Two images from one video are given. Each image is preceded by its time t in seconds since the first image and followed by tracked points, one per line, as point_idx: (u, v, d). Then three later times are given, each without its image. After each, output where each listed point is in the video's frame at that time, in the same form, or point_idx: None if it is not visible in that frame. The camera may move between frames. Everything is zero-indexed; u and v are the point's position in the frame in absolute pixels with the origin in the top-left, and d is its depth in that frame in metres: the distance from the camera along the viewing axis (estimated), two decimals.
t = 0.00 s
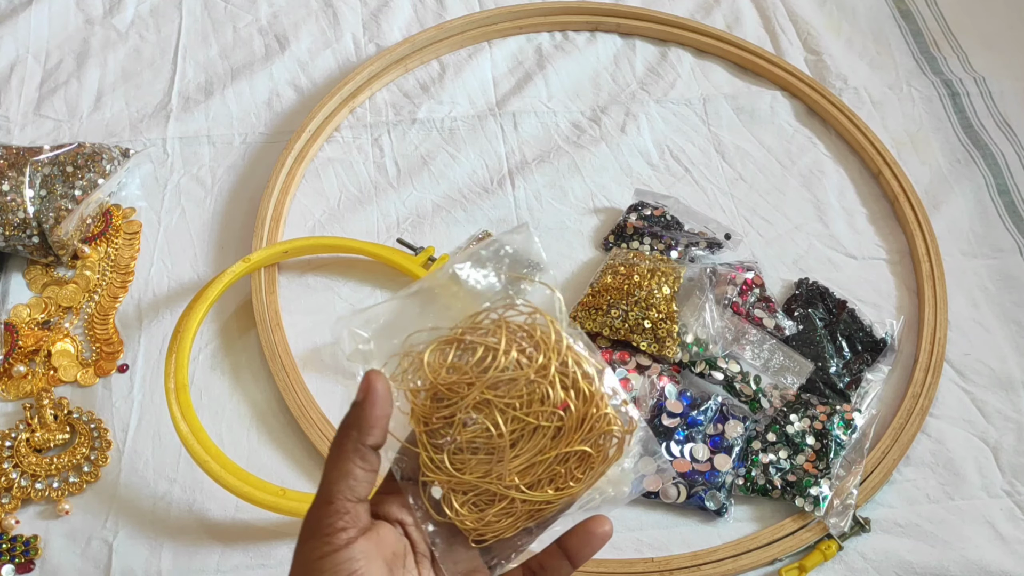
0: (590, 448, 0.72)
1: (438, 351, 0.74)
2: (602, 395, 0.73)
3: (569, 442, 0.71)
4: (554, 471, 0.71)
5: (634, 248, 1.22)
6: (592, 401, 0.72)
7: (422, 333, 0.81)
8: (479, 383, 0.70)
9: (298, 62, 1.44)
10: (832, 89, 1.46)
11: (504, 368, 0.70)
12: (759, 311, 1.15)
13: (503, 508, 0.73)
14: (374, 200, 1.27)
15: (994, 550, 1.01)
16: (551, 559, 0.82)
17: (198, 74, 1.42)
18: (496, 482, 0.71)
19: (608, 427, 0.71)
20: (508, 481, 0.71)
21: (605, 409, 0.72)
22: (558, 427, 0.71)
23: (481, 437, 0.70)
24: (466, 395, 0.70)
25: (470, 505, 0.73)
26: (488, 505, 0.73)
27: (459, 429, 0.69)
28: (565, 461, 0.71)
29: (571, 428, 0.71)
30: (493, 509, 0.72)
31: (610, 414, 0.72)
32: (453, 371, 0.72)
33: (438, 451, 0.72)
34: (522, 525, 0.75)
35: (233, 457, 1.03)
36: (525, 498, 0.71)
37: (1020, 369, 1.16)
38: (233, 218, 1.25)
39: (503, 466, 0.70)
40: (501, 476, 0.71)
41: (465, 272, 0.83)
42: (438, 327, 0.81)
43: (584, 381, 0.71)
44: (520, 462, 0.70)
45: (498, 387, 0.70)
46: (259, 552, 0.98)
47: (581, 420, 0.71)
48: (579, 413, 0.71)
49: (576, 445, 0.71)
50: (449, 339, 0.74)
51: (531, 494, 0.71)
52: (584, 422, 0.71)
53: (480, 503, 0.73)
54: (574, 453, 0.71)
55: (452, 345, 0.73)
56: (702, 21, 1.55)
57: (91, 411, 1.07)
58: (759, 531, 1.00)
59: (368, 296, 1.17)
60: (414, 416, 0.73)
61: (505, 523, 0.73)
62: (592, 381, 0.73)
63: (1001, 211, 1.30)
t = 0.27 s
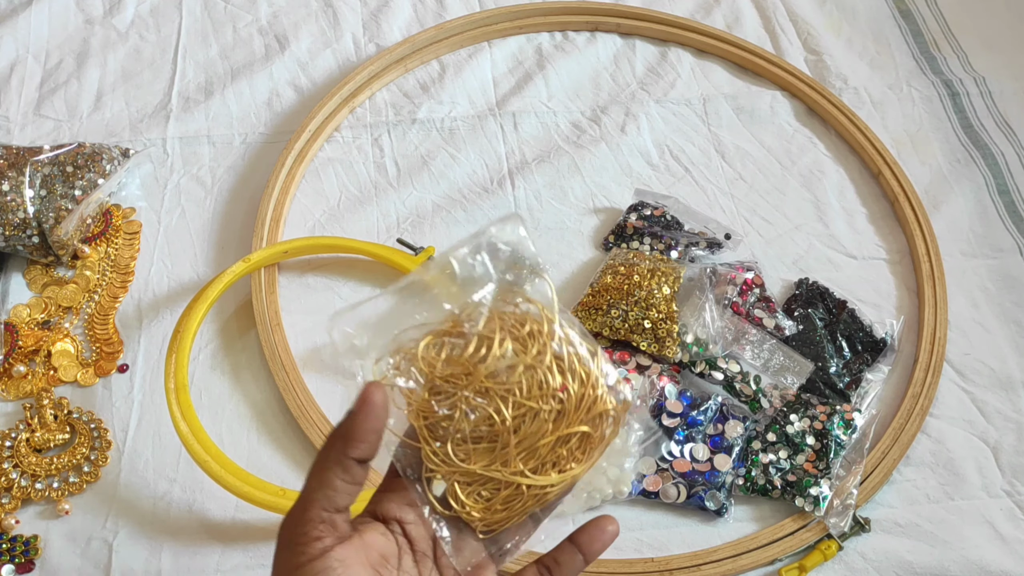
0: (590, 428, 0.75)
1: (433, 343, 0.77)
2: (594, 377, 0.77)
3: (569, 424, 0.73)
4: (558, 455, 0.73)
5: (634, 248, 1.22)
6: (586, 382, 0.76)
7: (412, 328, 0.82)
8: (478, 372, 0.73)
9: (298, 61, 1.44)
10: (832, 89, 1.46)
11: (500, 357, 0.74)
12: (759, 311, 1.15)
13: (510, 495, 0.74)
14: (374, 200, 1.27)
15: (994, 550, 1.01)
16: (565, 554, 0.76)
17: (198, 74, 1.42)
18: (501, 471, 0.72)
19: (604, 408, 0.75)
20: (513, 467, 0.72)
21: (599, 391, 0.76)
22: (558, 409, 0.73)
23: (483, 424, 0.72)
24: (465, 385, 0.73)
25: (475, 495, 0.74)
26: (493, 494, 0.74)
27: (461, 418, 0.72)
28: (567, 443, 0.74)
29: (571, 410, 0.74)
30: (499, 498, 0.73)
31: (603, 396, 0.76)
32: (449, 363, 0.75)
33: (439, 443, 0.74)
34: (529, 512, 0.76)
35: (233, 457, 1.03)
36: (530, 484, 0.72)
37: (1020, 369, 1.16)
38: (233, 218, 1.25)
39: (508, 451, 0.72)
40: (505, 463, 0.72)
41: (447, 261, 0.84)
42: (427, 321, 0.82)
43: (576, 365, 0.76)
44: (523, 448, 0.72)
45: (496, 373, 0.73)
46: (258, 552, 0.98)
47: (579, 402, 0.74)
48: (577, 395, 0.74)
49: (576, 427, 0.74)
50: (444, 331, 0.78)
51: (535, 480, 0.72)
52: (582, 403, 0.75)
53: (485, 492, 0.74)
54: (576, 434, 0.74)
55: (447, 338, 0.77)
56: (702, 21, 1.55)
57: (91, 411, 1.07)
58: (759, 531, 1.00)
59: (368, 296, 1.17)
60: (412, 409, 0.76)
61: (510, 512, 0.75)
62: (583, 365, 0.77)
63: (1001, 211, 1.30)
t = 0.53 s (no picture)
0: (592, 399, 0.75)
1: (423, 325, 0.78)
2: (590, 347, 0.77)
3: (570, 399, 0.74)
4: (562, 432, 0.73)
5: (634, 248, 1.22)
6: (584, 353, 0.76)
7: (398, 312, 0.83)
8: (467, 349, 0.73)
9: (298, 61, 1.44)
10: (832, 89, 1.46)
11: (491, 332, 0.74)
12: (759, 311, 1.15)
13: (516, 476, 0.74)
14: (374, 200, 1.27)
15: (993, 550, 1.01)
16: (566, 545, 0.76)
17: (198, 74, 1.42)
18: (504, 450, 0.72)
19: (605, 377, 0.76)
20: (516, 446, 0.72)
21: (598, 360, 0.77)
22: (558, 382, 0.73)
23: (479, 403, 0.72)
24: (456, 363, 0.73)
25: (479, 478, 0.74)
26: (497, 477, 0.74)
27: (455, 399, 0.72)
28: (570, 418, 0.74)
29: (572, 382, 0.74)
30: (504, 480, 0.74)
31: (603, 365, 0.77)
32: (439, 344, 0.75)
33: (437, 428, 0.74)
34: (538, 494, 0.75)
35: (233, 457, 1.03)
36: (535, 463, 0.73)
37: (1020, 369, 1.16)
38: (233, 217, 1.25)
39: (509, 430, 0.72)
40: (507, 442, 0.73)
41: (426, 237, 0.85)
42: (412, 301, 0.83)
43: (570, 333, 0.76)
44: (523, 425, 0.72)
45: (488, 351, 0.73)
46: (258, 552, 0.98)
47: (580, 373, 0.75)
48: (575, 367, 0.74)
49: (578, 399, 0.74)
50: (436, 311, 0.78)
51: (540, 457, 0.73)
52: (582, 374, 0.75)
53: (489, 475, 0.74)
54: (579, 407, 0.74)
55: (438, 318, 0.77)
56: (703, 21, 1.54)
57: (91, 411, 1.07)
58: (760, 531, 1.00)
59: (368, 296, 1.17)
60: (406, 396, 0.76)
61: (517, 494, 0.75)
62: (576, 332, 0.78)
63: (1001, 211, 1.30)
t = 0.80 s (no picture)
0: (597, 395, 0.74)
1: (427, 319, 0.77)
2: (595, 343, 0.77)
3: (575, 393, 0.73)
4: (567, 427, 0.73)
5: (634, 248, 1.23)
6: (589, 348, 0.76)
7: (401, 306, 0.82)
8: (472, 340, 0.73)
9: (298, 62, 1.44)
10: (832, 89, 1.46)
11: (495, 324, 0.74)
12: (759, 311, 1.15)
13: (519, 472, 0.73)
14: (374, 200, 1.27)
15: (993, 550, 1.01)
16: (568, 547, 0.77)
17: (198, 74, 1.42)
18: (507, 445, 0.72)
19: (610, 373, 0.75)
20: (520, 441, 0.72)
21: (602, 356, 0.76)
22: (563, 377, 0.73)
23: (483, 395, 0.72)
24: (460, 356, 0.73)
25: (481, 474, 0.73)
26: (500, 473, 0.73)
27: (458, 391, 0.71)
28: (575, 413, 0.73)
29: (577, 376, 0.73)
30: (507, 476, 0.73)
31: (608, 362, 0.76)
32: (443, 336, 0.75)
33: (440, 422, 0.73)
34: (541, 491, 0.74)
35: (233, 457, 1.03)
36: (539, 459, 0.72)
37: (1020, 369, 1.16)
38: (233, 218, 1.25)
39: (513, 424, 0.71)
40: (510, 437, 0.72)
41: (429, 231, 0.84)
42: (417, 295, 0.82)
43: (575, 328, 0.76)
44: (527, 420, 0.72)
45: (492, 343, 0.73)
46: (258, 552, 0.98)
47: (585, 368, 0.74)
48: (580, 362, 0.74)
49: (583, 394, 0.73)
50: (440, 305, 0.78)
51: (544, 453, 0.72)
52: (587, 369, 0.74)
53: (492, 471, 0.73)
54: (584, 402, 0.73)
55: (442, 310, 0.77)
56: (703, 21, 1.55)
57: (91, 411, 1.07)
58: (760, 531, 1.00)
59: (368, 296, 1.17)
60: (410, 391, 0.75)
61: (521, 491, 0.74)
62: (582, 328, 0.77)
63: (1001, 211, 1.30)
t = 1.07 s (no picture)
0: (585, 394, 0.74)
1: (413, 318, 0.77)
2: (582, 338, 0.76)
3: (562, 394, 0.73)
4: (556, 428, 0.73)
5: (634, 248, 1.23)
6: (578, 346, 0.75)
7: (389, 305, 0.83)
8: (457, 343, 0.72)
9: (298, 62, 1.44)
10: (832, 89, 1.46)
11: (481, 326, 0.73)
12: (759, 311, 1.15)
13: (509, 472, 0.74)
14: (374, 200, 1.27)
15: (993, 550, 1.01)
16: (559, 540, 0.76)
17: (198, 74, 1.42)
18: (496, 447, 0.72)
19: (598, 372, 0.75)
20: (508, 443, 0.72)
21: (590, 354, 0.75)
22: (550, 378, 0.72)
23: (471, 399, 0.72)
24: (447, 359, 0.73)
25: (472, 476, 0.74)
26: (491, 474, 0.74)
27: (446, 395, 0.71)
28: (564, 414, 0.73)
29: (564, 377, 0.73)
30: (497, 479, 0.74)
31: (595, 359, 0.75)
32: (429, 338, 0.74)
33: (429, 425, 0.73)
34: (532, 490, 0.75)
35: (233, 457, 1.03)
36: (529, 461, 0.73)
37: (1020, 369, 1.16)
38: (233, 218, 1.25)
39: (502, 427, 0.71)
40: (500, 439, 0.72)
41: (414, 227, 0.84)
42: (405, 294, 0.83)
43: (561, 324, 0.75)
44: (515, 422, 0.72)
45: (478, 346, 0.73)
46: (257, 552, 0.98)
47: (572, 368, 0.74)
48: (567, 361, 0.73)
49: (571, 394, 0.73)
50: (425, 303, 0.77)
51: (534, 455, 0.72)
52: (574, 368, 0.74)
53: (481, 473, 0.74)
54: (571, 402, 0.73)
55: (427, 311, 0.76)
56: (702, 21, 1.55)
57: (91, 411, 1.07)
58: (759, 531, 1.00)
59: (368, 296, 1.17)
60: (397, 393, 0.75)
61: (510, 491, 0.75)
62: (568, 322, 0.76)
63: (1001, 211, 1.30)
